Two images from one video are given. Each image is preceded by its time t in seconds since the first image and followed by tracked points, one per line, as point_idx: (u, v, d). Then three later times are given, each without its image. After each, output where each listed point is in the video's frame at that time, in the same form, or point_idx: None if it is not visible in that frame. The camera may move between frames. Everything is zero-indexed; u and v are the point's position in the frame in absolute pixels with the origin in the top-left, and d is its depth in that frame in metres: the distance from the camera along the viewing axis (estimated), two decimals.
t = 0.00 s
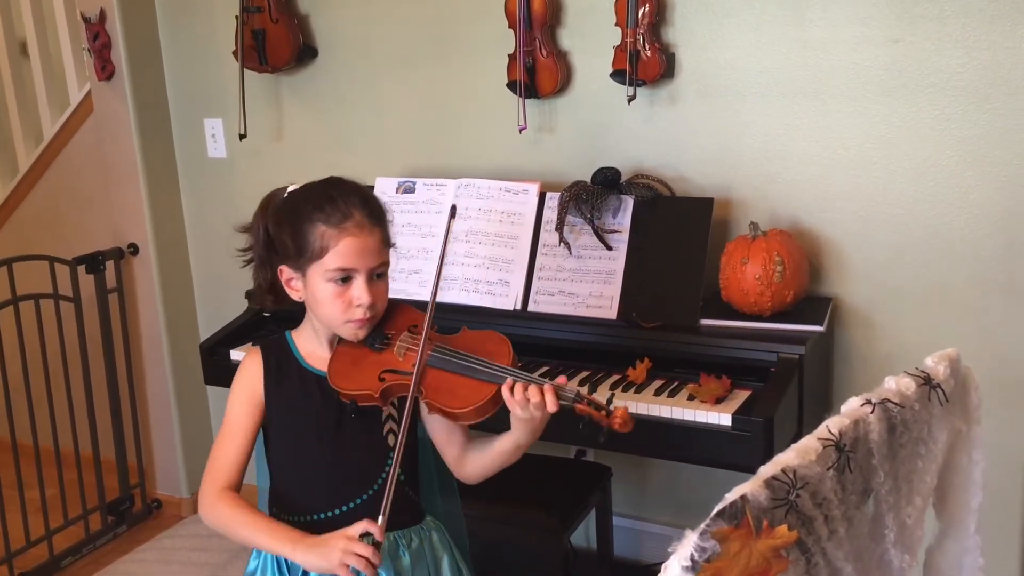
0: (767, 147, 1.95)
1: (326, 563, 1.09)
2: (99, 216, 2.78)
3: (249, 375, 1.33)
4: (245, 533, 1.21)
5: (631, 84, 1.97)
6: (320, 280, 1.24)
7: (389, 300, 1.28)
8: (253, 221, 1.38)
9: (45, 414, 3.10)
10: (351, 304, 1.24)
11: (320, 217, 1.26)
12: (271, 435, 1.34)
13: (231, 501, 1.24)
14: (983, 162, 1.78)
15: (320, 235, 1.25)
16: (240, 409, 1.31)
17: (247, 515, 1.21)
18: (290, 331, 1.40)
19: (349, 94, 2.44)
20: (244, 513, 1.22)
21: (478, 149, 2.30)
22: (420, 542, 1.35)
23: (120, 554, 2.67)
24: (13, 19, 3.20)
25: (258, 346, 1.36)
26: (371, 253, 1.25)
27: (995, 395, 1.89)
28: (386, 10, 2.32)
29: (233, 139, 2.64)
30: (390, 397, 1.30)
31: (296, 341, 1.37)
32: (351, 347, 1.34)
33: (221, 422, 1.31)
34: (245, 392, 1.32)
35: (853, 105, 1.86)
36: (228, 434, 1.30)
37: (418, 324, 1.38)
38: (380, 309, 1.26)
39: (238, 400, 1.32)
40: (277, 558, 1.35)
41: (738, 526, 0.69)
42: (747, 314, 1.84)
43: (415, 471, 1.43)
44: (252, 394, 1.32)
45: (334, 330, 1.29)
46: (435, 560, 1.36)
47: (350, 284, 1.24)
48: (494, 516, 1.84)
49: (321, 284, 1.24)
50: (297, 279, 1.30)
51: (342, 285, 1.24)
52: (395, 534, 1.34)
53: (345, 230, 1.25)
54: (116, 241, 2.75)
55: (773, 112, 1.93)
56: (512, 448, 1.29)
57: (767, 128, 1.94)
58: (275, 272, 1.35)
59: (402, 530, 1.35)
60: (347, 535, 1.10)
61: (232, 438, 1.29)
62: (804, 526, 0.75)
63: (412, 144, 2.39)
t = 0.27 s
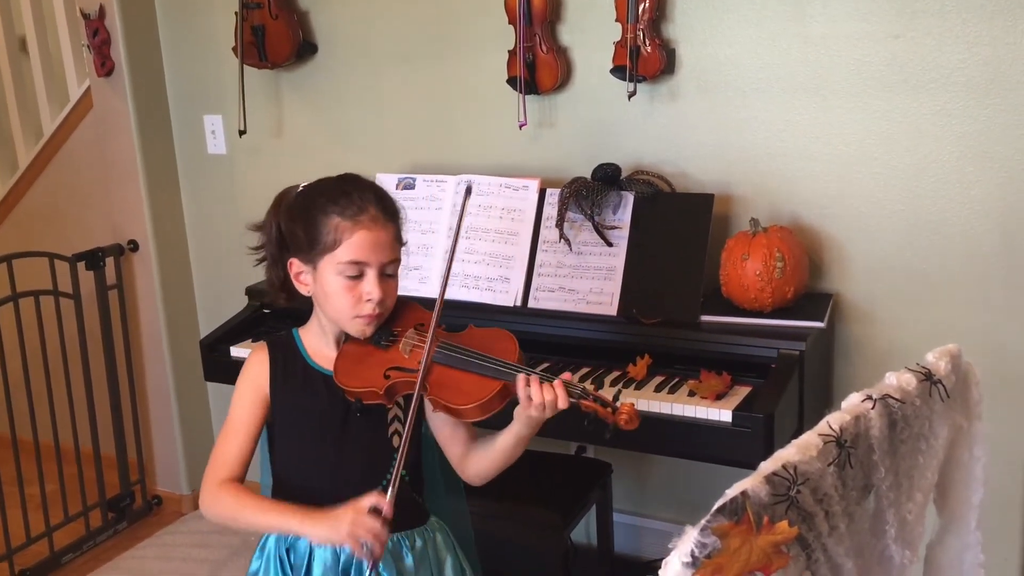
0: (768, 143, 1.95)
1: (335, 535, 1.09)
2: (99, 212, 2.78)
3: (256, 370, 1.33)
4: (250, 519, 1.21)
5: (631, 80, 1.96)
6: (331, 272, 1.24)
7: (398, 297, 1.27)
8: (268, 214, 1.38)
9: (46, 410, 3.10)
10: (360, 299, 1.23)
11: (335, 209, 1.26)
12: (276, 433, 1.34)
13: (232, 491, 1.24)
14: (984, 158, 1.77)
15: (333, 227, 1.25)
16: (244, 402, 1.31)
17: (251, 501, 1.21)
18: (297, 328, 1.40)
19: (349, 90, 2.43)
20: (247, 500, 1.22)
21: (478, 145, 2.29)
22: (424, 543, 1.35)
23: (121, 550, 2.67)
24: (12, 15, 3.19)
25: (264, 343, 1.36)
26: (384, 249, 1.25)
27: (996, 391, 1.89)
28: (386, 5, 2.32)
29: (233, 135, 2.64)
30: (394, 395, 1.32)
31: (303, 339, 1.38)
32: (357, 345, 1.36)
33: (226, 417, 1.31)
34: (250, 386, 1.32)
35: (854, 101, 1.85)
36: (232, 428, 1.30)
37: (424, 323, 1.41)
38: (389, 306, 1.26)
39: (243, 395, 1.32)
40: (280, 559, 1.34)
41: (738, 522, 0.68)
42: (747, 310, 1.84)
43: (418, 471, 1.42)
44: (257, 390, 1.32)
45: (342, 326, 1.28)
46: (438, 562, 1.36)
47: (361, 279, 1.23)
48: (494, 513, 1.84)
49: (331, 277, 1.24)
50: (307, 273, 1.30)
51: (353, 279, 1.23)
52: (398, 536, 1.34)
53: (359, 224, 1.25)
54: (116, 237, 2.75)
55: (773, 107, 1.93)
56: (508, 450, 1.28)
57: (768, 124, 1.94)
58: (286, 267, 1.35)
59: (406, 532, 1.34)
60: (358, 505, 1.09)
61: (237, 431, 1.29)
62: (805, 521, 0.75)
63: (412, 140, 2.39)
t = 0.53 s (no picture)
0: (768, 141, 1.95)
1: (326, 496, 1.10)
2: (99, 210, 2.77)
3: (273, 369, 1.34)
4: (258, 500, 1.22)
5: (632, 77, 1.96)
6: (344, 272, 1.24)
7: (413, 297, 1.26)
8: (284, 216, 1.39)
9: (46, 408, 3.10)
10: (373, 298, 1.22)
11: (348, 208, 1.26)
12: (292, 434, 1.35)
13: (243, 476, 1.26)
14: (985, 156, 1.77)
15: (346, 226, 1.25)
16: (262, 400, 1.33)
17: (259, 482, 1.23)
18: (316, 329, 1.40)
19: (349, 87, 2.43)
20: (255, 481, 1.24)
21: (478, 142, 2.29)
22: (438, 550, 1.35)
23: (121, 548, 2.67)
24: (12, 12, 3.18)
25: (283, 343, 1.37)
26: (397, 248, 1.24)
27: (996, 389, 1.89)
28: (386, 3, 2.31)
29: (233, 132, 2.64)
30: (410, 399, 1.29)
31: (322, 338, 1.37)
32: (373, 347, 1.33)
33: (246, 413, 1.34)
34: (267, 385, 1.33)
35: (855, 99, 1.85)
36: (251, 426, 1.32)
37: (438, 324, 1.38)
38: (403, 306, 1.24)
39: (260, 393, 1.34)
40: (293, 560, 1.35)
41: (739, 521, 0.68)
42: (747, 307, 1.84)
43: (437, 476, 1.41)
44: (274, 389, 1.33)
45: (356, 327, 1.27)
46: (452, 567, 1.36)
47: (373, 278, 1.23)
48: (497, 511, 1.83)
49: (344, 276, 1.23)
50: (321, 272, 1.30)
51: (365, 278, 1.23)
52: (412, 542, 1.34)
53: (372, 222, 1.25)
54: (116, 235, 2.74)
55: (774, 105, 1.92)
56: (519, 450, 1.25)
57: (769, 121, 1.94)
58: (301, 267, 1.36)
59: (420, 538, 1.34)
60: (349, 461, 1.10)
61: (255, 429, 1.31)
62: (806, 520, 0.75)
63: (412, 138, 2.39)
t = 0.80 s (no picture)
0: (769, 139, 1.95)
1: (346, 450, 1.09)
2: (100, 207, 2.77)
3: (296, 364, 1.37)
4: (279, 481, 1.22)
5: (632, 75, 1.95)
6: (364, 273, 1.24)
7: (433, 301, 1.25)
8: (308, 211, 1.38)
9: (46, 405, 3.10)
10: (392, 301, 1.22)
11: (371, 208, 1.26)
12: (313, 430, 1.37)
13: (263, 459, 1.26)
14: (986, 154, 1.77)
15: (367, 226, 1.25)
16: (285, 393, 1.35)
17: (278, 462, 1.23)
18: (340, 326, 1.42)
19: (349, 85, 2.43)
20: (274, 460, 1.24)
21: (479, 140, 2.29)
22: (456, 556, 1.35)
23: (121, 546, 2.67)
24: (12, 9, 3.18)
25: (307, 340, 1.40)
26: (419, 251, 1.24)
27: (996, 387, 1.88)
28: None
29: (233, 130, 2.63)
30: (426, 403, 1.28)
31: (345, 337, 1.39)
32: (390, 349, 1.33)
33: (270, 407, 1.36)
34: (291, 379, 1.36)
35: (856, 97, 1.85)
36: (273, 418, 1.34)
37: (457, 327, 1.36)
38: (423, 309, 1.24)
39: (283, 387, 1.36)
40: (312, 561, 1.37)
41: (740, 519, 0.68)
42: (748, 306, 1.84)
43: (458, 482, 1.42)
44: (297, 382, 1.36)
45: (375, 329, 1.28)
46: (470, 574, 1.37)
47: (394, 280, 1.23)
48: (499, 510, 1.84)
49: (365, 277, 1.24)
50: (341, 272, 1.30)
51: (386, 280, 1.23)
52: (430, 548, 1.34)
53: (393, 224, 1.25)
54: (117, 232, 2.74)
55: (775, 103, 1.92)
56: (539, 456, 1.24)
57: (770, 120, 1.94)
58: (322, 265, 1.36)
59: (438, 544, 1.35)
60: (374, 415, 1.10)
61: (277, 422, 1.33)
62: (807, 518, 0.75)
63: (413, 136, 2.39)
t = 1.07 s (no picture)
0: (769, 137, 1.94)
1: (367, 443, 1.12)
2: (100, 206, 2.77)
3: (301, 361, 1.37)
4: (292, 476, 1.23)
5: (632, 73, 1.95)
6: (370, 274, 1.24)
7: (438, 305, 1.25)
8: (321, 208, 1.38)
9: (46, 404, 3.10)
10: (397, 305, 1.22)
11: (379, 210, 1.25)
12: (318, 427, 1.37)
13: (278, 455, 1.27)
14: (987, 152, 1.77)
15: (375, 228, 1.24)
16: (290, 391, 1.36)
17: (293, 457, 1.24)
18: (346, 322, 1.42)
19: (349, 83, 2.43)
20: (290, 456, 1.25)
21: (479, 139, 2.29)
22: (452, 557, 1.35)
23: (120, 545, 2.67)
24: (12, 8, 3.18)
25: (311, 337, 1.40)
26: (426, 255, 1.23)
27: (997, 385, 1.88)
28: None
29: (233, 129, 2.63)
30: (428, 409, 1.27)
31: (351, 334, 1.40)
32: (395, 351, 1.32)
33: (276, 405, 1.36)
34: (296, 377, 1.36)
35: (856, 95, 1.85)
36: (280, 416, 1.34)
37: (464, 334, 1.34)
38: (428, 314, 1.24)
39: (288, 385, 1.36)
40: (310, 556, 1.38)
41: (740, 518, 0.68)
42: (748, 304, 1.83)
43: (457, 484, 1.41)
44: (303, 379, 1.36)
45: (381, 330, 1.28)
46: None
47: (399, 284, 1.23)
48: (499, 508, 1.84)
49: (371, 279, 1.24)
50: (349, 271, 1.30)
51: (392, 283, 1.23)
52: (426, 550, 1.34)
53: (401, 227, 1.24)
54: (117, 231, 2.74)
55: (775, 101, 1.92)
56: (541, 471, 1.24)
57: (770, 118, 1.93)
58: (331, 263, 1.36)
59: (434, 546, 1.35)
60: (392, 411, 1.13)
61: (285, 419, 1.33)
62: (807, 517, 0.75)
63: (413, 134, 2.38)
